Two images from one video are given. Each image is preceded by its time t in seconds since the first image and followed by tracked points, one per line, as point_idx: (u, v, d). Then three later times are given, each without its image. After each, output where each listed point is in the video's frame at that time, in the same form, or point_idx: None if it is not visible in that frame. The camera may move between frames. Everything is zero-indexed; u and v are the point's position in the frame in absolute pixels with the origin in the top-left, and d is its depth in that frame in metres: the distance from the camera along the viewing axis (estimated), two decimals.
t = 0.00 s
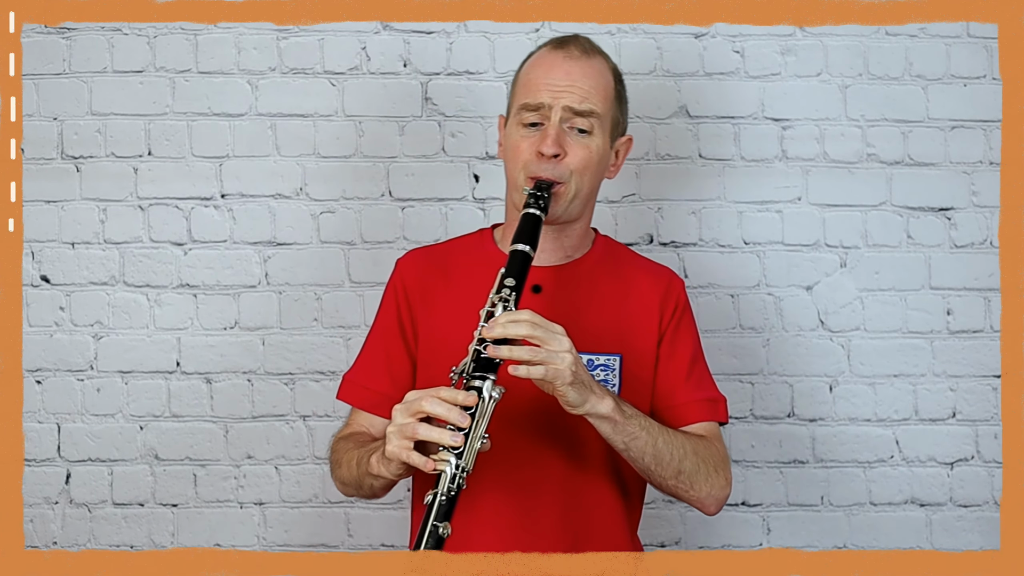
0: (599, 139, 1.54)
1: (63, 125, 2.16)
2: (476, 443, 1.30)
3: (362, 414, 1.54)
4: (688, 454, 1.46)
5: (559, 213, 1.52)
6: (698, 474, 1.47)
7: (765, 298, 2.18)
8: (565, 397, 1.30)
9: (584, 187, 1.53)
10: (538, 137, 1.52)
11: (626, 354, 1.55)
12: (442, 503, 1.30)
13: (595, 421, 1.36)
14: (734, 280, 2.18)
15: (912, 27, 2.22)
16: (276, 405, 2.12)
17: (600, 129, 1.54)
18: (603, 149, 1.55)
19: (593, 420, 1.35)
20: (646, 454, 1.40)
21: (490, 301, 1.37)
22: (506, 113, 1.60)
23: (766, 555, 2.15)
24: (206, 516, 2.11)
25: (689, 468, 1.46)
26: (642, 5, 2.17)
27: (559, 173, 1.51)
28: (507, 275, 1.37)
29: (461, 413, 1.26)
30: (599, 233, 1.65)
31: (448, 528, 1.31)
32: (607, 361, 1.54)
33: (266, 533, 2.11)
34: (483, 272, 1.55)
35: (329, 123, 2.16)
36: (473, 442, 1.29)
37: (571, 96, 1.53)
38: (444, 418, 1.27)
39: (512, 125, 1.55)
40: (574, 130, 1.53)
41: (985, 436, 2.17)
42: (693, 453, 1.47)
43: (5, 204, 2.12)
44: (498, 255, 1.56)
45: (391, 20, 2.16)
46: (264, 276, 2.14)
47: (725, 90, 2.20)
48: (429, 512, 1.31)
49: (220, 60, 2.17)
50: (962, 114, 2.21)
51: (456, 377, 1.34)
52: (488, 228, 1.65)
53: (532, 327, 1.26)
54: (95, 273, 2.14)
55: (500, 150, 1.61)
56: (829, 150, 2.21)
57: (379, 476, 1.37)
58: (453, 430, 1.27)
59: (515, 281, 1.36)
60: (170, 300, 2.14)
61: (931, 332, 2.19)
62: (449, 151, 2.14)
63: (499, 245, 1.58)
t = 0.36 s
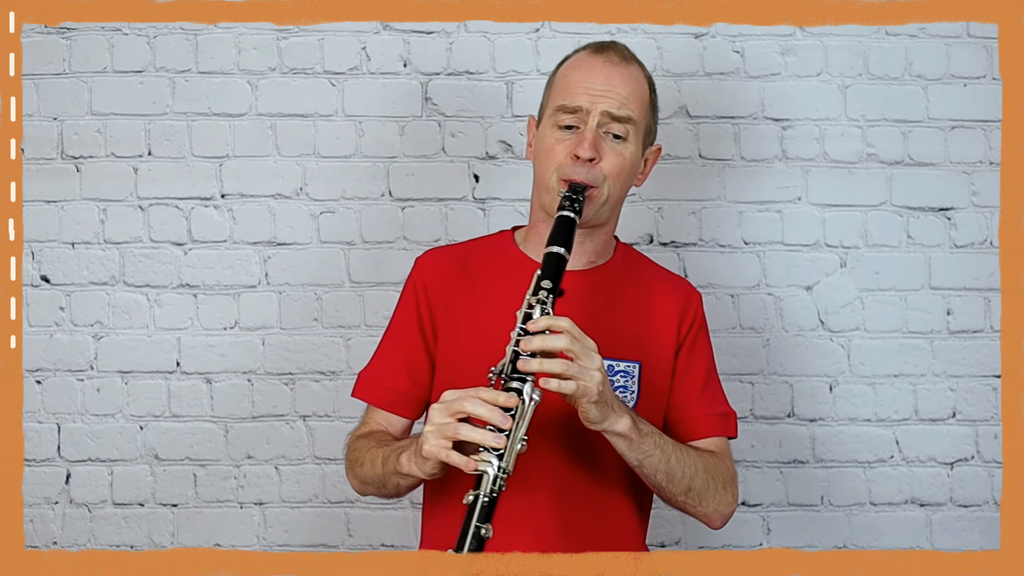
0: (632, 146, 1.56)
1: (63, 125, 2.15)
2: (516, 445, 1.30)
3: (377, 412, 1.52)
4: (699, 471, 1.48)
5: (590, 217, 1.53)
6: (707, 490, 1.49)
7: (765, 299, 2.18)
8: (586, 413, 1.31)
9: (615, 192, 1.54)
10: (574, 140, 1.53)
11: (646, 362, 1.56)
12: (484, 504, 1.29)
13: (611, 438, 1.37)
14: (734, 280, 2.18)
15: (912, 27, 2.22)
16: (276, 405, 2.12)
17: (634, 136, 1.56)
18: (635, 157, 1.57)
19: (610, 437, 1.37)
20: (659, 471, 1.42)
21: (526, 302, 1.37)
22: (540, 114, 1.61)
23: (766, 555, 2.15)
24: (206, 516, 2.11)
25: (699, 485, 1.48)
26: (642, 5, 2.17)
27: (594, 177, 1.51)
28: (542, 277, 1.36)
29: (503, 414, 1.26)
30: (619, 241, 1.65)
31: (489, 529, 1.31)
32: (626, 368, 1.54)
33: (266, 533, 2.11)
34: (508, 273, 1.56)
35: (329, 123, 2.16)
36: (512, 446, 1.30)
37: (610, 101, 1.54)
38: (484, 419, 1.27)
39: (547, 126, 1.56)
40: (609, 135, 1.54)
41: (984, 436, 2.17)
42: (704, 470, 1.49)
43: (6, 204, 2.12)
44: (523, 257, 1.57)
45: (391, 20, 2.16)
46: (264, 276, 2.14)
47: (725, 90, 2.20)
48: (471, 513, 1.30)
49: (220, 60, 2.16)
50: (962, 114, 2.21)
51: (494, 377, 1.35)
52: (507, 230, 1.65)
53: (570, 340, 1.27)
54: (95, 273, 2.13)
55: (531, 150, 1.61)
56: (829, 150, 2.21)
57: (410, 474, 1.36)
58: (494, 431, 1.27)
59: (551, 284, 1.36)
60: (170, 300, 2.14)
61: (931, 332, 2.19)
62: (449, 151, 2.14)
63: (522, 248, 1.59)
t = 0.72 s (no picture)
0: (632, 142, 1.56)
1: (63, 125, 2.15)
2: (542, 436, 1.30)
3: (379, 412, 1.52)
4: (705, 463, 1.49)
5: (594, 214, 1.53)
6: (712, 483, 1.50)
7: (765, 299, 2.18)
8: (604, 402, 1.33)
9: (616, 188, 1.54)
10: (576, 137, 1.53)
11: (645, 358, 1.57)
12: (515, 495, 1.29)
13: (624, 427, 1.38)
14: (734, 280, 2.18)
15: (912, 27, 2.22)
16: (276, 405, 2.12)
17: (634, 132, 1.57)
18: (635, 153, 1.58)
19: (623, 426, 1.38)
20: (668, 462, 1.43)
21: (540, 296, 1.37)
22: (538, 112, 1.60)
23: (766, 555, 2.15)
24: (206, 516, 2.11)
25: (705, 478, 1.49)
26: (642, 5, 2.17)
27: (597, 173, 1.51)
28: (554, 271, 1.37)
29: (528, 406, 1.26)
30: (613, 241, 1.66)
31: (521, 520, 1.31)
32: (627, 364, 1.54)
33: (266, 533, 2.11)
34: (509, 269, 1.57)
35: (329, 123, 2.16)
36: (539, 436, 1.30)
37: (611, 97, 1.54)
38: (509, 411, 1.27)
39: (548, 123, 1.55)
40: (610, 131, 1.55)
41: (984, 436, 2.17)
42: (710, 463, 1.50)
43: (6, 204, 2.12)
44: (521, 254, 1.58)
45: (391, 20, 2.16)
46: (264, 276, 2.14)
47: (725, 90, 2.20)
48: (502, 505, 1.30)
49: (220, 60, 2.17)
50: (962, 114, 2.21)
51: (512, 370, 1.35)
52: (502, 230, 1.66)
53: (587, 331, 1.28)
54: (95, 273, 2.14)
55: (530, 149, 1.60)
56: (829, 150, 2.21)
57: (427, 469, 1.36)
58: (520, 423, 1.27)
59: (563, 277, 1.37)
60: (170, 300, 2.14)
61: (931, 332, 2.19)
62: (448, 151, 2.14)
63: (520, 248, 1.59)
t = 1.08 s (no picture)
0: (606, 137, 1.57)
1: (63, 125, 2.15)
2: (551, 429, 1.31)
3: (372, 417, 1.51)
4: (704, 448, 1.53)
5: (574, 210, 1.54)
6: (710, 467, 1.54)
7: (765, 299, 2.19)
8: (610, 385, 1.36)
9: (593, 183, 1.55)
10: (551, 135, 1.53)
11: (632, 353, 1.59)
12: (530, 490, 1.29)
13: (628, 411, 1.41)
14: (734, 280, 2.18)
15: (912, 27, 2.23)
16: (276, 405, 2.12)
17: (607, 126, 1.57)
18: (609, 147, 1.58)
19: (627, 411, 1.41)
20: (671, 446, 1.47)
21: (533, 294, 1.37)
22: (510, 113, 1.61)
23: (766, 555, 2.15)
24: (206, 516, 2.11)
25: (704, 462, 1.53)
26: (642, 5, 2.17)
27: (574, 169, 1.52)
28: (543, 267, 1.37)
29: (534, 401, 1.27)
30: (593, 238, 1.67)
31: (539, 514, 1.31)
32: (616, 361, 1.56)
33: (266, 533, 2.11)
34: (498, 265, 1.58)
35: (329, 123, 2.16)
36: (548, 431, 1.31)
37: (581, 94, 1.55)
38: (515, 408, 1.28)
39: (522, 124, 1.56)
40: (583, 127, 1.55)
41: (984, 436, 2.17)
42: (707, 447, 1.54)
43: (6, 204, 2.12)
44: (504, 255, 1.59)
45: (391, 20, 2.16)
46: (264, 276, 2.14)
47: (725, 91, 2.20)
48: (518, 501, 1.30)
49: (220, 60, 2.16)
50: (962, 114, 2.21)
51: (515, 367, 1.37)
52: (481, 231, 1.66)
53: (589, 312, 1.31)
54: (95, 273, 2.13)
55: (505, 151, 1.61)
56: (829, 150, 2.21)
57: (436, 473, 1.36)
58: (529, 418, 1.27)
59: (553, 273, 1.37)
60: (170, 300, 2.14)
61: (931, 332, 2.19)
62: (449, 151, 2.14)
63: (501, 248, 1.60)
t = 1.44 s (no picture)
0: (572, 127, 1.58)
1: (63, 125, 2.15)
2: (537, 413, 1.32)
3: (361, 422, 1.52)
4: (692, 428, 1.53)
5: (545, 202, 1.55)
6: (700, 447, 1.54)
7: (765, 298, 2.18)
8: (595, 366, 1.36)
9: (564, 174, 1.56)
10: (516, 130, 1.55)
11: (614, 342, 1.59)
12: (519, 473, 1.30)
13: (616, 394, 1.41)
14: (734, 280, 2.18)
15: (912, 27, 2.23)
16: (276, 405, 2.12)
17: (572, 117, 1.58)
18: (577, 138, 1.59)
19: (614, 393, 1.41)
20: (660, 427, 1.46)
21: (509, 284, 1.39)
22: (476, 113, 1.63)
23: (766, 555, 2.15)
24: (206, 516, 2.11)
25: (693, 442, 1.53)
26: (642, 5, 2.17)
27: (543, 161, 1.53)
28: (519, 257, 1.39)
29: (518, 387, 1.28)
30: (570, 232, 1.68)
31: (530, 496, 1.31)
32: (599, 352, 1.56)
33: (266, 533, 2.11)
34: (483, 263, 1.58)
35: (329, 124, 2.16)
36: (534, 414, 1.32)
37: (544, 87, 1.56)
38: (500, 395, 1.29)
39: (488, 122, 1.57)
40: (549, 120, 1.56)
41: (985, 436, 2.17)
42: (696, 428, 1.54)
43: (6, 203, 2.12)
44: (484, 255, 1.59)
45: (391, 20, 2.16)
46: (264, 276, 2.14)
47: (724, 91, 2.20)
48: (509, 485, 1.30)
49: (220, 60, 2.17)
50: (962, 114, 2.21)
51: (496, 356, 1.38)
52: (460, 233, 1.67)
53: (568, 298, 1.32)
54: (95, 273, 2.14)
55: (474, 151, 1.63)
56: (829, 150, 2.21)
57: (428, 469, 1.37)
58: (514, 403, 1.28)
59: (528, 262, 1.39)
60: (170, 300, 2.14)
61: (931, 332, 2.19)
62: (449, 151, 2.14)
63: (479, 247, 1.61)
